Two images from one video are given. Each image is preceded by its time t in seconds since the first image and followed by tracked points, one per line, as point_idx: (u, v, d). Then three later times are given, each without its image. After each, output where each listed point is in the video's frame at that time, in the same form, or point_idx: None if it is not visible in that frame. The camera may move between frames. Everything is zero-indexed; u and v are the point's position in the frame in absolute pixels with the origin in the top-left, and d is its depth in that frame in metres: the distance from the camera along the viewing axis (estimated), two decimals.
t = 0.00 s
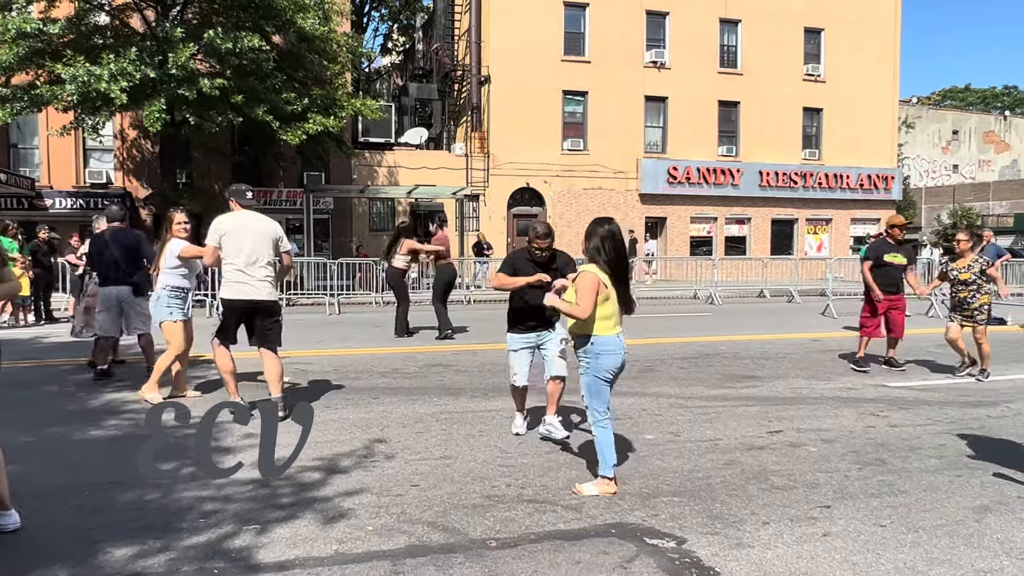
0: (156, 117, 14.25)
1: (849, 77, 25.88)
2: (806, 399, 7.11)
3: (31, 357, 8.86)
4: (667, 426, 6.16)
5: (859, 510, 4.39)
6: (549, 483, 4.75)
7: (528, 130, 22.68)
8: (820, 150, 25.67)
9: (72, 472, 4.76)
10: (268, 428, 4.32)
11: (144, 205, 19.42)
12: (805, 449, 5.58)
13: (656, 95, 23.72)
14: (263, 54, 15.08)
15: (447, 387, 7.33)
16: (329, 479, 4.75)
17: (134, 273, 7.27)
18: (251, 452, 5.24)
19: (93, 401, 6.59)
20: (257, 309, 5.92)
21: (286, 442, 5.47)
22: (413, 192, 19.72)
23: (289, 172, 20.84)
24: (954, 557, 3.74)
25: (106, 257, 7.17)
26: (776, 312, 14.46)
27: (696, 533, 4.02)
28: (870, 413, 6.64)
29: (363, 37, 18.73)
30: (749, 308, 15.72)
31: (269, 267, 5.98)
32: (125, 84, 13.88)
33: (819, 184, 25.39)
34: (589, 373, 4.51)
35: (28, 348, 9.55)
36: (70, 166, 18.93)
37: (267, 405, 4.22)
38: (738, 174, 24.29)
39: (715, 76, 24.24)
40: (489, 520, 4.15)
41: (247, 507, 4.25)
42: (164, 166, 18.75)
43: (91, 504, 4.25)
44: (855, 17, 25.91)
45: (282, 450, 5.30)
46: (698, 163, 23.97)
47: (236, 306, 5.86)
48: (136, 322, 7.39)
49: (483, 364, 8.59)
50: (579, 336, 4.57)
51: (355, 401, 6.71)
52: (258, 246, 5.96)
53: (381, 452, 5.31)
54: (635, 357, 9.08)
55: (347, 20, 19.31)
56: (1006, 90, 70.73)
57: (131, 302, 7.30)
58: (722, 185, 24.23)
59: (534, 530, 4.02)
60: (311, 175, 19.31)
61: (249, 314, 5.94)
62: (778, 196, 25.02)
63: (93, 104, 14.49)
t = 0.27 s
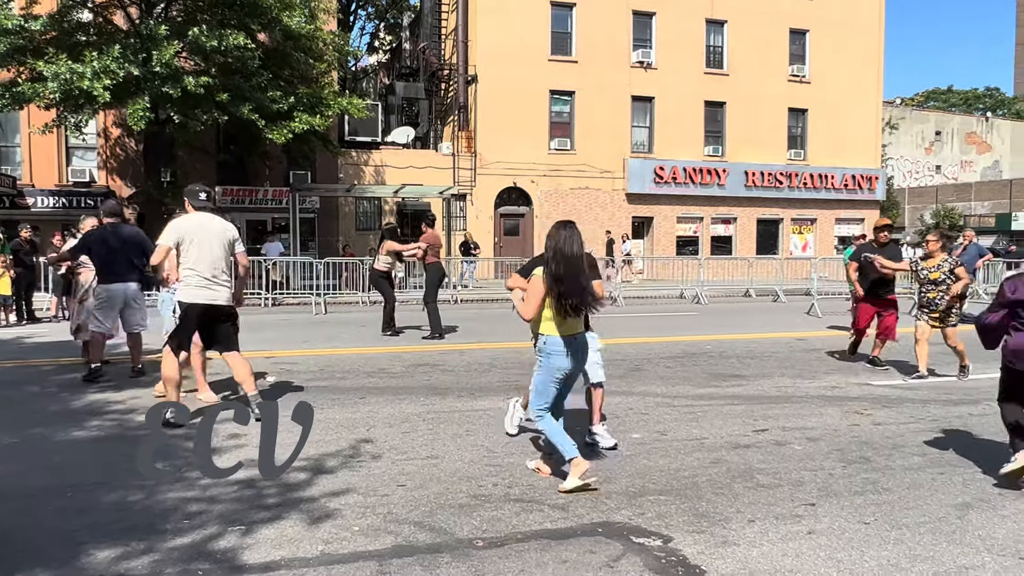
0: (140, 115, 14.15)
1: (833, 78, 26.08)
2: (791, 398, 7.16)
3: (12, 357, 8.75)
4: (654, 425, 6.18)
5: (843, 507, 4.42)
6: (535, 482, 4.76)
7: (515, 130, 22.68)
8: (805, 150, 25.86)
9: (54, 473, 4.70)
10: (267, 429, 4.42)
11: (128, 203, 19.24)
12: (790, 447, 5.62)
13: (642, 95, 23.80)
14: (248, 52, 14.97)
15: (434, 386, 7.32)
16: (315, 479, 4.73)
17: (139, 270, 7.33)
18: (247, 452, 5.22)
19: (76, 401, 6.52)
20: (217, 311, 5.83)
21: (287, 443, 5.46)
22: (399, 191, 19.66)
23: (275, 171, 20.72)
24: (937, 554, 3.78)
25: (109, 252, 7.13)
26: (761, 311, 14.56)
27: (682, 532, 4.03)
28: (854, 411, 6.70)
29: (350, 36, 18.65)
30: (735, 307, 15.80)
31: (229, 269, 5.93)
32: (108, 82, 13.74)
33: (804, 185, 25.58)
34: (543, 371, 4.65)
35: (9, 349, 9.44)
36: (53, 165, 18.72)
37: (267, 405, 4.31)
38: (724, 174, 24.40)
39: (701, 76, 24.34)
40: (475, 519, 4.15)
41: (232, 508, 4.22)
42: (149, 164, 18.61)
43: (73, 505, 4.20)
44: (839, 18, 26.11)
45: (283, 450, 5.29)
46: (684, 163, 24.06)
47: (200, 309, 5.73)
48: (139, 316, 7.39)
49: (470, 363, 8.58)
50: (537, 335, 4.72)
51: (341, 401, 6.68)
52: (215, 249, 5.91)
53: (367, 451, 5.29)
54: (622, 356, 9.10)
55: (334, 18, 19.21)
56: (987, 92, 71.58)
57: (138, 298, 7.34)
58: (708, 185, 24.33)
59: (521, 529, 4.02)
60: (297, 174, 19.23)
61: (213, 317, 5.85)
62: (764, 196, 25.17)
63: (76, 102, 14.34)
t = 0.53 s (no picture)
0: (122, 113, 14.03)
1: (817, 78, 26.30)
2: (774, 397, 7.21)
3: None
4: (639, 424, 6.20)
5: (826, 505, 4.46)
6: (522, 482, 4.76)
7: (501, 129, 22.68)
8: (789, 151, 26.05)
9: (35, 475, 4.65)
10: (268, 426, 4.42)
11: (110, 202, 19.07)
12: (773, 445, 5.66)
13: (628, 95, 23.87)
14: (232, 50, 14.87)
15: (420, 386, 7.31)
16: (300, 479, 4.71)
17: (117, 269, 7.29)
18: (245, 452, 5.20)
19: (58, 402, 6.45)
20: (175, 307, 5.71)
21: (287, 442, 5.45)
22: (385, 190, 19.61)
23: (260, 170, 20.60)
24: (918, 551, 3.82)
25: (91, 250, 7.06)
26: (745, 311, 14.63)
27: (667, 530, 4.05)
28: (837, 410, 6.76)
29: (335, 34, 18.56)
30: (720, 307, 15.90)
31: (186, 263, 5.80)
32: (90, 80, 13.62)
33: (788, 185, 25.76)
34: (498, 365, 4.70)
35: None
36: (34, 163, 18.51)
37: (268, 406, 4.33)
38: (709, 174, 24.53)
39: (687, 77, 24.46)
40: (461, 520, 4.14)
41: (216, 509, 4.19)
42: (132, 163, 18.44)
43: (54, 508, 4.15)
44: (822, 20, 26.34)
45: (282, 451, 5.27)
46: (670, 163, 24.15)
47: (154, 304, 5.61)
48: (121, 314, 7.38)
49: (456, 363, 8.57)
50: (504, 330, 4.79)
51: (326, 402, 6.65)
52: (169, 244, 5.78)
53: (352, 452, 5.27)
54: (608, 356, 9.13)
55: (319, 16, 19.11)
56: (968, 93, 72.34)
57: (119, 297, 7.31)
58: (693, 185, 24.45)
59: (507, 529, 4.02)
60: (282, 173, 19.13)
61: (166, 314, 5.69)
62: (749, 197, 25.33)
63: (57, 100, 14.19)
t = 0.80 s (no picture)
0: (103, 110, 13.86)
1: (800, 80, 26.52)
2: (757, 396, 7.26)
3: None
4: (623, 424, 6.22)
5: (809, 503, 4.50)
6: (507, 482, 4.76)
7: (486, 129, 22.67)
8: (772, 152, 26.24)
9: (13, 477, 4.59)
10: (268, 426, 4.48)
11: (91, 201, 18.86)
12: (756, 444, 5.70)
13: (613, 96, 23.94)
14: (215, 48, 14.75)
15: (404, 386, 7.29)
16: (283, 480, 4.68)
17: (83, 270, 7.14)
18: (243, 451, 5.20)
19: (37, 403, 6.37)
20: (129, 306, 5.68)
21: (287, 442, 5.46)
22: (369, 189, 19.53)
23: (243, 169, 20.45)
24: (898, 549, 3.86)
25: (59, 255, 6.95)
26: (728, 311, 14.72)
27: (651, 529, 4.07)
28: (819, 409, 6.82)
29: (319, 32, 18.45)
30: (703, 306, 15.97)
31: (141, 261, 5.70)
32: (70, 77, 13.46)
33: (772, 185, 25.94)
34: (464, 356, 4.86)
35: None
36: (13, 161, 18.27)
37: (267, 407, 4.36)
38: (693, 174, 24.65)
39: (671, 78, 24.57)
40: (445, 520, 4.14)
41: (197, 510, 4.15)
42: (113, 161, 18.25)
43: (33, 510, 4.10)
44: (805, 22, 26.58)
45: (282, 450, 5.27)
46: (654, 163, 24.25)
47: (107, 304, 5.63)
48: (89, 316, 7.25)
49: (441, 363, 8.56)
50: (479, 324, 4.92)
51: (309, 402, 6.61)
52: (125, 242, 5.71)
53: (336, 453, 5.24)
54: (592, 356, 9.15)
55: (303, 14, 18.98)
56: (948, 95, 73.13)
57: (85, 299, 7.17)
58: (678, 185, 24.56)
59: (491, 529, 4.02)
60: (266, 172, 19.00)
61: (123, 314, 5.66)
62: (733, 197, 25.48)
63: (37, 97, 14.02)
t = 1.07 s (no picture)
0: (83, 108, 13.69)
1: (782, 82, 26.73)
2: (739, 395, 7.31)
3: None
4: (606, 423, 6.23)
5: (790, 502, 4.53)
6: (490, 482, 4.75)
7: (471, 129, 22.64)
8: (755, 153, 26.42)
9: None
10: (268, 426, 4.71)
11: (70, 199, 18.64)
12: (738, 443, 5.74)
13: (597, 96, 24.00)
14: (197, 45, 14.60)
15: (387, 386, 7.26)
16: (264, 481, 4.65)
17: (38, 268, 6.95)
18: (241, 451, 5.19)
19: (15, 404, 6.29)
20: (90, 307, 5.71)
21: (288, 442, 5.45)
22: (353, 189, 19.44)
23: (225, 167, 20.29)
24: (879, 546, 3.90)
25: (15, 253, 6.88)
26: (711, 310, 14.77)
27: (634, 528, 4.08)
28: (800, 408, 6.87)
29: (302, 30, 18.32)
30: (687, 306, 16.05)
31: (100, 263, 5.68)
32: (48, 73, 13.28)
33: (754, 186, 26.12)
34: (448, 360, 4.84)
35: None
36: None
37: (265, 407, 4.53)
38: (677, 175, 24.77)
39: (655, 79, 24.66)
40: (428, 520, 4.13)
41: (177, 512, 4.11)
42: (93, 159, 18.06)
43: (9, 512, 4.04)
44: (787, 24, 26.78)
45: (282, 450, 5.26)
46: (638, 163, 24.34)
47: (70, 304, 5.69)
48: (48, 314, 7.12)
49: (425, 363, 8.54)
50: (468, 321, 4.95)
51: (291, 403, 6.56)
52: (87, 244, 5.71)
53: (318, 453, 5.21)
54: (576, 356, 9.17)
55: (286, 12, 18.85)
56: (928, 98, 73.90)
57: (41, 297, 7.03)
58: (661, 185, 24.66)
59: (475, 529, 4.01)
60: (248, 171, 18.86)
61: (88, 316, 5.71)
62: (716, 198, 25.63)
63: (14, 93, 13.82)
